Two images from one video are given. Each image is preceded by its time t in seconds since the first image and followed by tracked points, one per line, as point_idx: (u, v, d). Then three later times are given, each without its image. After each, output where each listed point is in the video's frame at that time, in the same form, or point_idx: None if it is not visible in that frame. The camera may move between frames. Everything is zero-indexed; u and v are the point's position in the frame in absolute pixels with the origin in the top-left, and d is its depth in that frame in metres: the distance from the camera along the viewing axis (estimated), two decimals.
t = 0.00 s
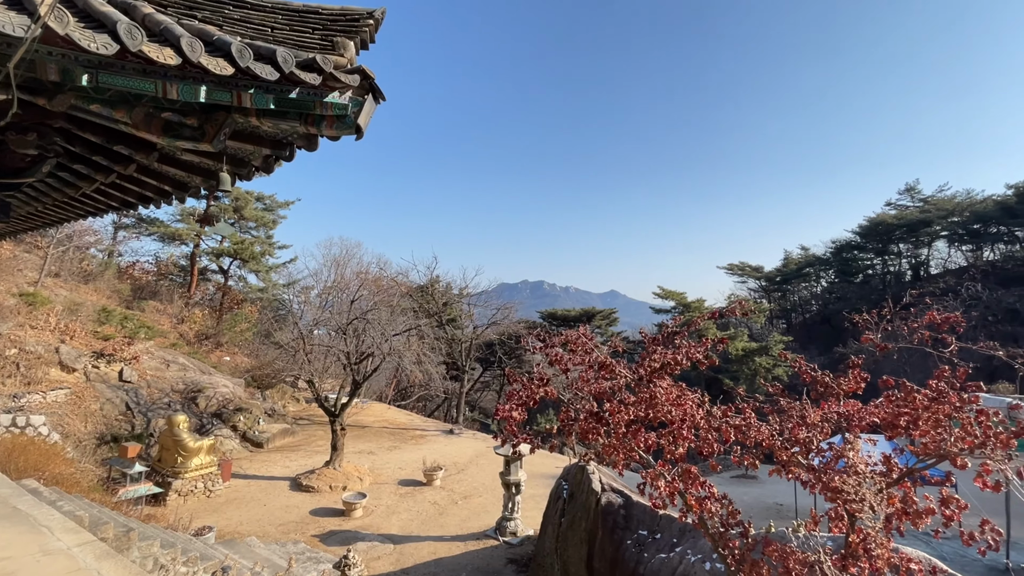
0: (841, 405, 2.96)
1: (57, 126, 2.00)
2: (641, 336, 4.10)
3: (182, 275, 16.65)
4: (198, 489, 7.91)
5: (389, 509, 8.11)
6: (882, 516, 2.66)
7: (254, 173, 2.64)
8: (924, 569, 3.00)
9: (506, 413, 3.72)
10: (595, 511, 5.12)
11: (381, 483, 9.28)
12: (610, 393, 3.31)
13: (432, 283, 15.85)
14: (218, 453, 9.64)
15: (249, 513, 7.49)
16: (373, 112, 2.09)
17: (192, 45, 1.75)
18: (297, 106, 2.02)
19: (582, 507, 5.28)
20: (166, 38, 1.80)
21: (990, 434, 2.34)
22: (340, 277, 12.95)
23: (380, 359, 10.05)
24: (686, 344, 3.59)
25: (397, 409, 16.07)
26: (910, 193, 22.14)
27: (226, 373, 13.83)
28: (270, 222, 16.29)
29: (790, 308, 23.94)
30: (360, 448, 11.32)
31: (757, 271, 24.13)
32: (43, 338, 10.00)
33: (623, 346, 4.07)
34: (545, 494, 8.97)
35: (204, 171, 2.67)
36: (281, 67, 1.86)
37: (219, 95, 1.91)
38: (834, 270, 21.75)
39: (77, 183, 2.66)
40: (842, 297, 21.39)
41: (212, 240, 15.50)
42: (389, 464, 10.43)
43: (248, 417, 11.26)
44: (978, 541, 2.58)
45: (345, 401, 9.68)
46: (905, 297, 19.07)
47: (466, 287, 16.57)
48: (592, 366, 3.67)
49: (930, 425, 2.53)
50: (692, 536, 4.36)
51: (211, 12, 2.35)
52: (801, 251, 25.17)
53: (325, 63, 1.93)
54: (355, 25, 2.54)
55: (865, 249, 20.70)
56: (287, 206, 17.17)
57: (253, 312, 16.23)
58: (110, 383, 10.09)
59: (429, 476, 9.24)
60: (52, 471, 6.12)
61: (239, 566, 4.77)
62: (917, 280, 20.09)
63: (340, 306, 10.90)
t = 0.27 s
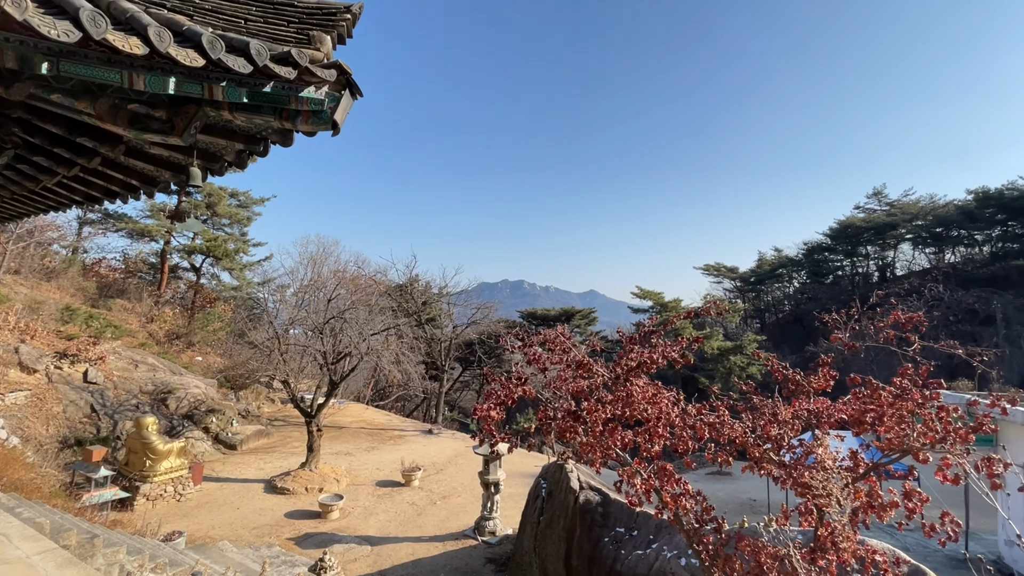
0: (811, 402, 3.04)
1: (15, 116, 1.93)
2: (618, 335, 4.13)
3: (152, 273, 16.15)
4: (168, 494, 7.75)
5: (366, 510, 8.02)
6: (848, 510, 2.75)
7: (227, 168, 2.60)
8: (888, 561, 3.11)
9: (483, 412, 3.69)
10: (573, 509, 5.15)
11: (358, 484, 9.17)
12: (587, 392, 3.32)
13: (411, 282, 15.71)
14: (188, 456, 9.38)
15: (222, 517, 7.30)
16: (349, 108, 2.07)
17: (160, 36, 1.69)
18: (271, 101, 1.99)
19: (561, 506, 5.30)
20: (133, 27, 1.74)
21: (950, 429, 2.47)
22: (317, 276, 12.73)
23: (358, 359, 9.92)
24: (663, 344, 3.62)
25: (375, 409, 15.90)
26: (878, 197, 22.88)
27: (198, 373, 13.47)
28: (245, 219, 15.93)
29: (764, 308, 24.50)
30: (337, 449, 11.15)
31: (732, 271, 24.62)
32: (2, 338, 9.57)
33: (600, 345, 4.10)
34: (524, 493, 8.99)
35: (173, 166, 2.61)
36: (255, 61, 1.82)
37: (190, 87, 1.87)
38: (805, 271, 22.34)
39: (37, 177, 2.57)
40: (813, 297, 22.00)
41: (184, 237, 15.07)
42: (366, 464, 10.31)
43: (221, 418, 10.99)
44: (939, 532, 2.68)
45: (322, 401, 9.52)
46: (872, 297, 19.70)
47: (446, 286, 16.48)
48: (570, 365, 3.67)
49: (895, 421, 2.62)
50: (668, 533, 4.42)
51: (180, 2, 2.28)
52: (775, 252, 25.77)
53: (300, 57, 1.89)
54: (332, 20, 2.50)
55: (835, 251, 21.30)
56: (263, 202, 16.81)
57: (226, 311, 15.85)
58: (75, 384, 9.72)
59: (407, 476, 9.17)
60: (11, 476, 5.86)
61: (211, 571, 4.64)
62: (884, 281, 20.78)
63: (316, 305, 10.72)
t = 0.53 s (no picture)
0: (782, 400, 3.10)
1: None
2: (597, 334, 4.15)
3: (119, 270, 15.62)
4: (135, 497, 7.44)
5: (343, 512, 7.91)
6: (817, 504, 2.82)
7: (197, 162, 2.57)
8: (854, 553, 3.20)
9: (461, 412, 3.66)
10: (552, 508, 5.17)
11: (335, 486, 9.03)
12: (565, 391, 3.32)
13: (390, 281, 15.56)
14: (158, 459, 9.10)
15: (192, 522, 7.11)
16: (326, 103, 2.05)
17: (126, 25, 1.64)
18: (244, 94, 1.95)
19: (539, 505, 5.31)
20: (97, 15, 1.67)
21: (913, 424, 2.58)
22: (293, 274, 12.49)
23: (335, 359, 9.78)
24: (640, 343, 3.65)
25: (352, 409, 15.69)
26: (847, 201, 23.60)
27: (168, 374, 13.08)
28: (218, 216, 15.54)
29: (738, 307, 25.04)
30: (313, 451, 10.97)
31: (707, 272, 25.08)
32: None
33: (579, 345, 4.11)
34: (503, 492, 9.00)
35: (139, 159, 2.55)
36: (227, 53, 1.77)
37: (158, 79, 1.82)
38: (778, 271, 22.92)
39: None
40: (785, 297, 22.59)
41: (153, 234, 14.61)
42: (343, 466, 10.16)
43: (192, 420, 10.70)
44: (902, 524, 2.77)
45: (297, 402, 9.35)
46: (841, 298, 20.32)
47: (425, 286, 16.37)
48: (548, 364, 3.67)
49: (862, 417, 2.70)
50: (645, 530, 4.47)
51: None
52: (749, 254, 26.35)
53: (275, 50, 1.86)
54: (308, 13, 2.45)
55: (806, 252, 21.90)
56: (236, 199, 16.41)
57: (198, 309, 15.43)
58: (36, 386, 9.33)
59: (385, 477, 9.08)
60: None
61: None
62: (852, 282, 21.45)
63: (292, 304, 10.52)
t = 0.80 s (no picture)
0: (756, 398, 3.16)
1: None
2: (575, 333, 4.16)
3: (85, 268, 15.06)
4: (101, 503, 7.19)
5: (320, 514, 7.79)
6: (788, 499, 2.88)
7: (165, 157, 2.62)
8: (824, 546, 3.29)
9: (439, 412, 3.62)
10: (530, 507, 5.18)
11: (311, 488, 8.88)
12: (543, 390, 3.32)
13: (368, 280, 15.37)
14: (125, 463, 8.81)
15: (162, 527, 6.90)
16: (300, 98, 2.08)
17: (90, 12, 1.59)
18: (215, 87, 1.96)
19: (517, 504, 5.32)
20: None
21: (878, 420, 2.68)
22: (268, 272, 12.22)
23: (311, 359, 9.62)
24: (617, 342, 3.68)
25: (329, 410, 15.46)
26: (818, 203, 24.25)
27: (137, 375, 12.67)
28: (189, 212, 15.12)
29: (714, 307, 25.51)
30: (289, 452, 10.77)
31: (684, 272, 25.50)
32: None
33: (558, 344, 4.11)
34: (482, 492, 8.99)
35: (102, 153, 2.52)
36: (197, 44, 1.75)
37: (123, 69, 1.79)
38: (752, 272, 23.45)
39: None
40: (759, 297, 23.10)
41: (121, 230, 14.14)
42: (320, 467, 10.01)
43: (162, 422, 10.39)
44: (868, 517, 2.86)
45: (272, 403, 9.17)
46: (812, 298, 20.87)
47: (404, 285, 16.24)
48: (526, 363, 3.66)
49: (831, 414, 2.77)
50: (622, 527, 4.53)
51: None
52: (725, 254, 26.86)
53: (248, 43, 1.85)
54: (281, 6, 2.42)
55: (779, 253, 22.44)
56: (209, 195, 16.00)
57: (169, 308, 14.99)
58: None
59: (363, 478, 8.97)
60: None
61: None
62: (823, 282, 22.06)
63: (267, 303, 10.31)
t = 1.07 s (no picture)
0: (730, 395, 3.22)
1: None
2: (554, 333, 4.16)
3: (48, 265, 14.48)
4: (64, 510, 6.94)
5: (296, 516, 7.65)
6: (760, 494, 2.95)
7: (135, 152, 2.61)
8: (794, 539, 3.38)
9: (417, 412, 3.56)
10: (509, 506, 5.19)
11: (287, 490, 8.72)
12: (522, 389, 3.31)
13: (346, 279, 15.16)
14: (90, 467, 8.51)
15: (130, 533, 6.69)
16: (273, 92, 2.19)
17: None
18: (185, 79, 2.03)
19: (497, 503, 5.32)
20: None
21: (846, 417, 2.76)
22: (243, 271, 11.95)
23: (287, 358, 9.44)
24: (595, 341, 3.70)
25: (305, 411, 15.18)
26: (791, 206, 24.86)
27: (103, 376, 12.24)
28: (160, 208, 14.68)
29: (691, 307, 25.92)
30: (264, 454, 10.56)
31: (662, 272, 25.85)
32: None
33: (536, 343, 4.10)
34: (462, 492, 8.96)
35: (66, 146, 2.44)
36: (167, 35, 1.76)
37: (88, 58, 1.83)
38: (728, 272, 23.92)
39: None
40: (734, 297, 23.57)
41: (86, 226, 13.63)
42: (296, 469, 9.83)
43: (130, 424, 10.07)
44: (836, 510, 2.95)
45: (247, 404, 8.97)
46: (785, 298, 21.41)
47: (382, 284, 16.07)
48: (505, 363, 3.64)
49: (801, 411, 2.84)
50: (601, 524, 4.57)
51: None
52: (701, 255, 27.32)
53: (219, 35, 1.90)
54: None
55: (754, 254, 22.95)
56: (181, 191, 15.56)
57: (137, 307, 14.52)
58: None
59: (340, 479, 8.84)
60: None
61: None
62: (796, 283, 22.62)
63: (241, 302, 10.08)
